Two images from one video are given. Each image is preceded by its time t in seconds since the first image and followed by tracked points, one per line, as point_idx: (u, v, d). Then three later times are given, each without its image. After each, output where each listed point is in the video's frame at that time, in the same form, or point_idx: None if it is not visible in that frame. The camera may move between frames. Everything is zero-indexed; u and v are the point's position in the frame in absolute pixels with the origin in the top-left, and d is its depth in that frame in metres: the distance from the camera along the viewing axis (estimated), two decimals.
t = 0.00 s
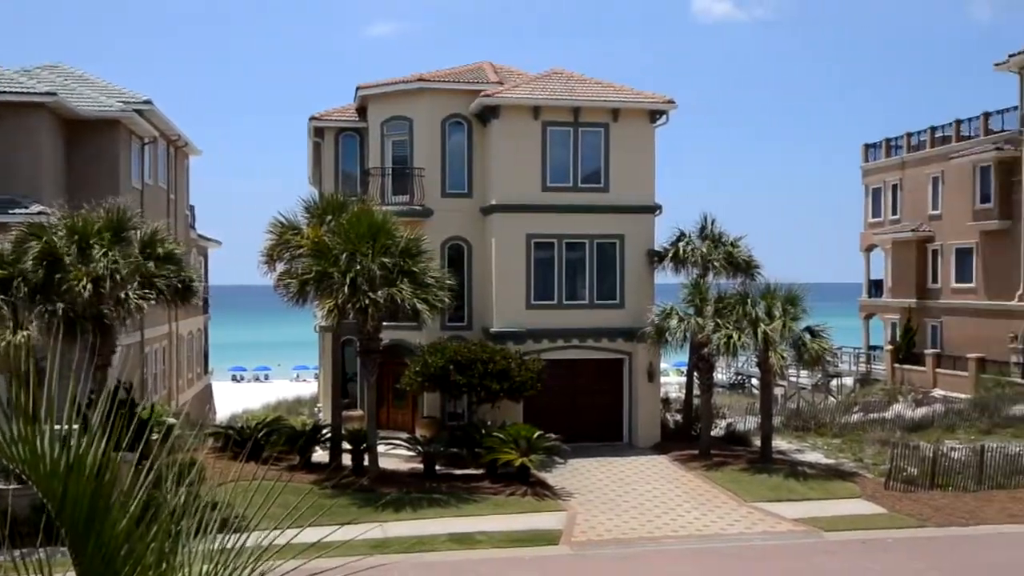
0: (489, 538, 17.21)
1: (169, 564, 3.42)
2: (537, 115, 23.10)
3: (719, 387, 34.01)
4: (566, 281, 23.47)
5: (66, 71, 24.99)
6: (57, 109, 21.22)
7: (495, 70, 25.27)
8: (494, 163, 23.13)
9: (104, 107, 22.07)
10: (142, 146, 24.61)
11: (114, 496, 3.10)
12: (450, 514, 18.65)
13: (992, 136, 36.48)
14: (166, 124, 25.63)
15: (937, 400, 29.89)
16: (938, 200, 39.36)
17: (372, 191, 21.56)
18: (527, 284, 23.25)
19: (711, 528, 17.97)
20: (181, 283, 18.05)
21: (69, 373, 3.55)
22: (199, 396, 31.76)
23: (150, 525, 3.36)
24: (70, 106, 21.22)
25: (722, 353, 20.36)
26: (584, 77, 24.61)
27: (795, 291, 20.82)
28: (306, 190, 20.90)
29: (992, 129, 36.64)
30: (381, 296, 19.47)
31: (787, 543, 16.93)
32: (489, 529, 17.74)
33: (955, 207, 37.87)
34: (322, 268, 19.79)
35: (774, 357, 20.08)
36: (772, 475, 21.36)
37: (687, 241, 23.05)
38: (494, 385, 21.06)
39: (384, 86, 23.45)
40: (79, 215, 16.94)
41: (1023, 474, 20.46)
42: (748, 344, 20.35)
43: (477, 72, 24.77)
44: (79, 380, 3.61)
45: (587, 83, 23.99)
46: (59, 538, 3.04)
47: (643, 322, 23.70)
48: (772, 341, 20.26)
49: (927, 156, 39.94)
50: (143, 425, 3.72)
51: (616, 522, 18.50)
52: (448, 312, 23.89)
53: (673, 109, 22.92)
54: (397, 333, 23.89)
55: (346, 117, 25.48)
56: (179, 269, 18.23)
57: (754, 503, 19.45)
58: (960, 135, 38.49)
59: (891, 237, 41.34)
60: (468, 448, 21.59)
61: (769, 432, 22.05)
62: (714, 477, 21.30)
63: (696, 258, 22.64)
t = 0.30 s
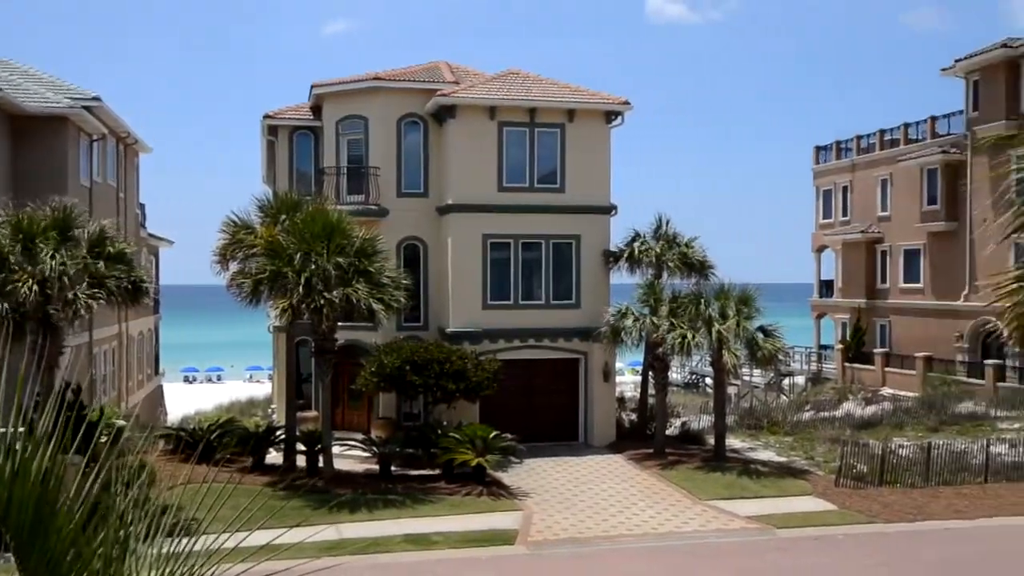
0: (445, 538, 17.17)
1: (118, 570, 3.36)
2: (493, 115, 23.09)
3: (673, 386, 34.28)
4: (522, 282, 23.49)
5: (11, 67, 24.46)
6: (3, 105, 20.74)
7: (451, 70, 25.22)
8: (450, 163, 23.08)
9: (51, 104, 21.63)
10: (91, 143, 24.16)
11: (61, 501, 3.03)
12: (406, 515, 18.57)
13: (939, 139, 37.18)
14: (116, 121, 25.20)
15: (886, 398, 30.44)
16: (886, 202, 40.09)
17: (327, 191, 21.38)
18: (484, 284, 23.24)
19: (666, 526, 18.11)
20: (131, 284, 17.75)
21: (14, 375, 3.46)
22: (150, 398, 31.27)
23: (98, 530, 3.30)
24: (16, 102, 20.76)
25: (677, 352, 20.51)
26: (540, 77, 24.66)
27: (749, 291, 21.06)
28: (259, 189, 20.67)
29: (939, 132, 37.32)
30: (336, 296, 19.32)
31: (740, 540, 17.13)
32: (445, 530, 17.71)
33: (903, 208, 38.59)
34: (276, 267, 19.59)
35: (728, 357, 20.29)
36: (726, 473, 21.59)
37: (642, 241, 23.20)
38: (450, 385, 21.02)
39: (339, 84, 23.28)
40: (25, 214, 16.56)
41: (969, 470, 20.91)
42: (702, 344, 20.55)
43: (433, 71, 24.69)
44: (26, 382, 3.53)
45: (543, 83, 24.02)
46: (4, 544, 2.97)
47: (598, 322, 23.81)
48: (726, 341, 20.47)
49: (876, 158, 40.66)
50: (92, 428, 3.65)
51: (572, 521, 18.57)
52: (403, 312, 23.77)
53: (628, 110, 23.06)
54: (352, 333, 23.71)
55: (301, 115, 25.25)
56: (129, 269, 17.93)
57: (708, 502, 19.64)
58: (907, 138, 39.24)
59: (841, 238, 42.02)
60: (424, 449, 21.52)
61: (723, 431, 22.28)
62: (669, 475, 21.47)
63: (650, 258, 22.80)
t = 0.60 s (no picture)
0: (403, 539, 17.11)
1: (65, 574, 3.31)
2: (451, 115, 23.04)
3: (630, 386, 34.49)
4: (480, 282, 23.45)
5: None
6: None
7: (409, 69, 25.12)
8: (408, 163, 22.98)
9: None
10: (40, 140, 23.68)
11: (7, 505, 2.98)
12: (363, 516, 18.46)
13: (889, 142, 37.85)
14: (66, 118, 24.74)
15: (838, 396, 30.92)
16: (839, 204, 40.71)
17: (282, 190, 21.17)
18: (441, 284, 23.17)
19: (623, 525, 18.22)
20: (81, 283, 17.45)
21: None
22: (101, 399, 30.73)
23: (44, 536, 3.25)
24: None
25: (633, 352, 20.63)
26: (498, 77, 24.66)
27: (704, 290, 21.25)
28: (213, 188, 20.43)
29: (889, 136, 37.98)
30: (292, 296, 19.15)
31: (696, 538, 17.28)
32: (402, 530, 17.65)
33: (856, 210, 39.21)
34: (230, 267, 19.38)
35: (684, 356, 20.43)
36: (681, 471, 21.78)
37: (600, 242, 23.30)
38: (407, 385, 20.94)
39: (295, 83, 23.10)
40: None
41: (918, 467, 21.30)
42: (659, 344, 20.69)
43: (390, 70, 24.56)
44: None
45: (501, 83, 24.02)
46: None
47: (556, 322, 23.87)
48: (682, 341, 20.63)
49: (829, 161, 41.27)
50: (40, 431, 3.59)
51: (530, 521, 18.60)
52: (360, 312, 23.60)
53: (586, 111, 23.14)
54: (309, 333, 23.49)
55: (256, 113, 25.01)
56: (79, 268, 17.63)
57: (664, 500, 19.79)
58: (859, 141, 39.84)
59: (795, 239, 42.60)
60: (381, 450, 21.40)
61: (679, 430, 22.45)
62: (626, 474, 21.60)
63: (608, 258, 22.92)
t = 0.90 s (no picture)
0: (359, 540, 17.01)
1: None
2: (408, 115, 22.95)
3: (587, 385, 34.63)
4: (438, 281, 23.37)
5: None
6: None
7: (365, 67, 24.97)
8: (365, 162, 22.84)
9: None
10: None
11: None
12: (318, 518, 18.33)
13: (841, 145, 38.43)
14: (13, 114, 24.24)
15: (791, 395, 31.34)
16: (792, 205, 41.25)
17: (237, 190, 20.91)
18: (399, 283, 23.05)
19: (580, 524, 18.30)
20: (29, 282, 17.09)
21: None
22: (50, 401, 30.15)
23: None
24: None
25: (590, 352, 20.71)
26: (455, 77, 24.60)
27: (661, 291, 21.40)
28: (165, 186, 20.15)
29: (841, 138, 38.59)
30: (247, 296, 18.93)
31: (652, 536, 17.41)
32: (359, 532, 17.55)
33: (809, 211, 39.77)
34: (184, 266, 19.12)
35: (640, 356, 20.55)
36: (638, 470, 21.93)
37: (557, 242, 23.36)
38: (364, 386, 20.80)
39: (250, 81, 22.85)
40: None
41: (869, 464, 21.67)
42: (615, 344, 20.79)
43: (347, 68, 24.40)
44: None
45: (458, 82, 23.98)
46: None
47: (513, 322, 23.88)
48: (638, 340, 20.74)
49: (782, 162, 41.79)
50: None
51: (487, 521, 18.60)
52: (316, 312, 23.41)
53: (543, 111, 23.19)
54: (264, 334, 23.25)
55: (210, 111, 24.71)
56: (27, 266, 17.27)
57: (621, 499, 19.90)
58: (812, 143, 40.37)
59: (749, 239, 43.09)
60: (337, 451, 21.25)
61: (636, 429, 22.59)
62: (583, 473, 21.69)
63: (565, 258, 22.98)
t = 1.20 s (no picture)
0: (313, 543, 16.89)
1: None
2: (363, 114, 22.81)
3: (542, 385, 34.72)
4: (393, 281, 23.24)
5: None
6: None
7: (319, 66, 24.76)
8: (318, 161, 22.65)
9: None
10: None
11: None
12: (271, 521, 18.15)
13: (793, 147, 38.98)
14: None
15: (743, 394, 31.73)
16: (745, 206, 41.74)
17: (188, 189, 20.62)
18: (354, 283, 22.88)
19: (535, 524, 18.33)
20: None
21: None
22: None
23: None
24: None
25: (546, 352, 20.74)
26: (411, 76, 24.50)
27: (615, 291, 21.50)
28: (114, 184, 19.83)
29: (793, 140, 39.13)
30: (198, 296, 18.66)
31: (607, 535, 17.51)
32: (313, 534, 17.41)
33: (762, 212, 40.25)
34: (133, 265, 18.82)
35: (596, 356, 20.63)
36: (592, 469, 22.02)
37: (513, 242, 23.37)
38: (318, 387, 20.62)
39: (202, 77, 22.57)
40: None
41: (820, 461, 22.00)
42: (571, 344, 20.84)
43: (301, 66, 24.18)
44: None
45: (413, 82, 23.88)
46: None
47: (469, 322, 23.83)
48: (594, 340, 20.81)
49: (735, 164, 42.27)
50: None
51: (442, 522, 18.55)
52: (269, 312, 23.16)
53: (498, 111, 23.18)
54: (216, 334, 22.94)
55: (161, 107, 24.33)
56: None
57: (576, 498, 19.98)
58: (764, 145, 40.85)
59: (703, 240, 43.52)
60: (291, 452, 21.04)
61: (591, 429, 22.67)
62: (538, 473, 21.73)
63: (521, 259, 23.00)
